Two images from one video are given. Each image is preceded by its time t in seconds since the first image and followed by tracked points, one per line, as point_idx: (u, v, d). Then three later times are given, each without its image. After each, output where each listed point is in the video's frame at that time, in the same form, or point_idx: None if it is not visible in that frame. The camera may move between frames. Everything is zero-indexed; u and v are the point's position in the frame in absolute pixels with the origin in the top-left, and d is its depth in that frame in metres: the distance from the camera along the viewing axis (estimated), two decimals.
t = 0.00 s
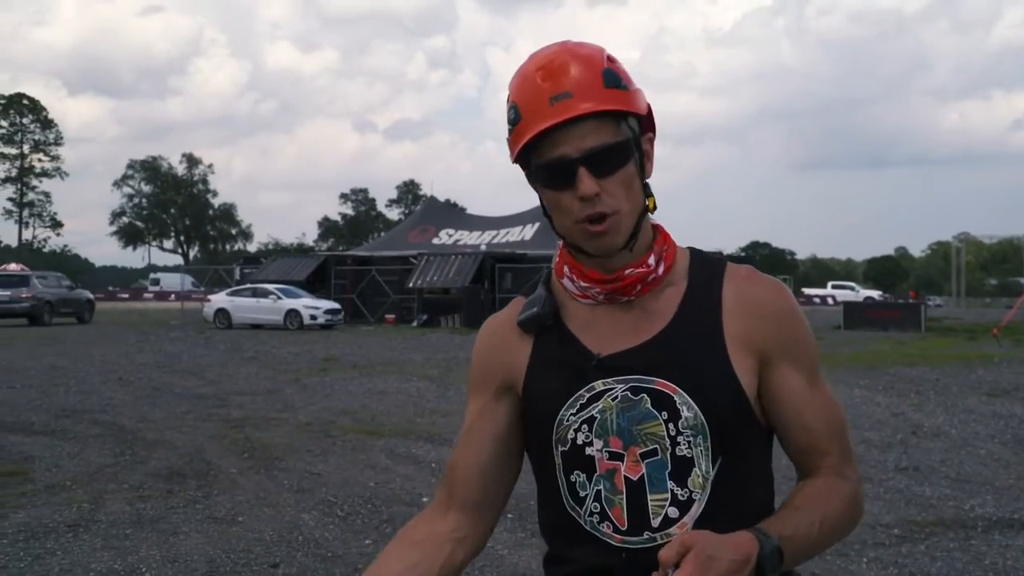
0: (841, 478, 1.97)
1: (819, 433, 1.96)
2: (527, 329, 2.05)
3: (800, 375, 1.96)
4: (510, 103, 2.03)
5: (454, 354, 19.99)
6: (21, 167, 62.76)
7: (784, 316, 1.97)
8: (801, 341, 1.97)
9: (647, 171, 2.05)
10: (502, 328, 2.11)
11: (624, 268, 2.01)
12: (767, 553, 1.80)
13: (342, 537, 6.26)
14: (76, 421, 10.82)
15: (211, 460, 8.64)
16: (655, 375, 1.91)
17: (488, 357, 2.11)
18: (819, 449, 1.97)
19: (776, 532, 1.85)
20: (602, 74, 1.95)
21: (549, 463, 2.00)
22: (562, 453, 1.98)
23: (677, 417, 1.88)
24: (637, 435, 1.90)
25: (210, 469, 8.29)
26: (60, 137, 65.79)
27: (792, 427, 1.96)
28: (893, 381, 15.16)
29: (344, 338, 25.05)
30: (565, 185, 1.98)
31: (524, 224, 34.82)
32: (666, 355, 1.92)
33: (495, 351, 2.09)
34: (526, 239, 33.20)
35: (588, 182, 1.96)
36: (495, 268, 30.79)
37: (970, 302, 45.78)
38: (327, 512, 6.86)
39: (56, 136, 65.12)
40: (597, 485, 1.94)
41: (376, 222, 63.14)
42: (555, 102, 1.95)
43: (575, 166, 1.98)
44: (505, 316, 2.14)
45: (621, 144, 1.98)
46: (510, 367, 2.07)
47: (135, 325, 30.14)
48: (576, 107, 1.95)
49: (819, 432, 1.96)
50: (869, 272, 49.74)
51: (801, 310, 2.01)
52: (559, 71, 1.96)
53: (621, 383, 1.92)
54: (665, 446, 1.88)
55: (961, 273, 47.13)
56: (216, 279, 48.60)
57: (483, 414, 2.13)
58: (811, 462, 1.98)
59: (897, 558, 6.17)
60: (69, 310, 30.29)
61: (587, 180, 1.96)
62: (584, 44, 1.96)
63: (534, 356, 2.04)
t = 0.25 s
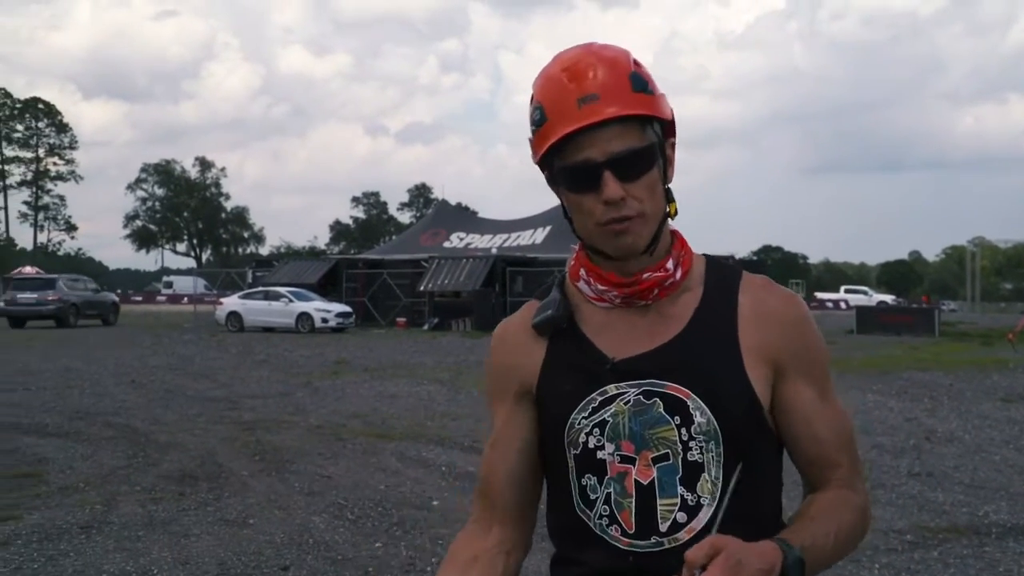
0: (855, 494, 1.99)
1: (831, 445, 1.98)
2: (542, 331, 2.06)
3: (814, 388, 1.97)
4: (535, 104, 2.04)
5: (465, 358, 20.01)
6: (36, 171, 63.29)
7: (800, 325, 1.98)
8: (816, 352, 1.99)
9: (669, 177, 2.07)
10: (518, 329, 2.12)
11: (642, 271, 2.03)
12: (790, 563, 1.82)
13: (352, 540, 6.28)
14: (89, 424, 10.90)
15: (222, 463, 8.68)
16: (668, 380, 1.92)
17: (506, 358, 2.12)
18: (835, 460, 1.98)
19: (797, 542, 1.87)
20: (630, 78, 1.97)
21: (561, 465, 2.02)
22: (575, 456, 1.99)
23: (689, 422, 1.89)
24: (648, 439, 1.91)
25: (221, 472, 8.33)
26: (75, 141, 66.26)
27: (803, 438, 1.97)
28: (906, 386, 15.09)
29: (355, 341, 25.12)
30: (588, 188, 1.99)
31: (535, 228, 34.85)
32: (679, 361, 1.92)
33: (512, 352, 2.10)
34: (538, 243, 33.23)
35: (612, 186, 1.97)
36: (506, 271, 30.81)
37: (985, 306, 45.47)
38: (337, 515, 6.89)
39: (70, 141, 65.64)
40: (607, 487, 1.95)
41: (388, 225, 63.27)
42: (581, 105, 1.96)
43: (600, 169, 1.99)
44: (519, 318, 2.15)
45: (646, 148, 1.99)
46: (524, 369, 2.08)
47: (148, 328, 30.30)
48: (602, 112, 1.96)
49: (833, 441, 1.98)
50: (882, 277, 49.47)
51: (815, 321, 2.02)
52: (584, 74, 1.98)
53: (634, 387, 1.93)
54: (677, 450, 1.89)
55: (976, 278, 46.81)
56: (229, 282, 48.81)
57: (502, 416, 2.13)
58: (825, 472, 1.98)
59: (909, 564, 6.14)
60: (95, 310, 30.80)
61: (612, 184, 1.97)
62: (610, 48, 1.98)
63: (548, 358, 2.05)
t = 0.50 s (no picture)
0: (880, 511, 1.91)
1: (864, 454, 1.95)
2: (567, 323, 2.09)
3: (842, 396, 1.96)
4: (576, 105, 2.04)
5: (477, 360, 20.01)
6: (52, 172, 63.80)
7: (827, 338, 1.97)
8: (845, 366, 1.98)
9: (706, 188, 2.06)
10: (546, 321, 2.15)
11: (668, 275, 2.03)
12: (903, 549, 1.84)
13: (363, 541, 6.30)
14: (102, 424, 10.97)
15: (235, 464, 8.72)
16: (683, 375, 1.93)
17: (530, 348, 2.14)
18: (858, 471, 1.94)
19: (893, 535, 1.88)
20: (673, 87, 1.97)
21: (573, 454, 2.03)
22: (584, 445, 2.00)
23: (701, 418, 1.89)
24: (659, 433, 1.91)
25: (234, 473, 8.37)
26: (91, 143, 66.71)
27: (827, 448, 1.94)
28: (921, 390, 14.99)
29: (368, 343, 25.19)
30: (624, 192, 1.99)
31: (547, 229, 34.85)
32: (695, 356, 1.93)
33: (539, 341, 2.12)
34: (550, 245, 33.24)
35: (649, 191, 1.97)
36: (519, 273, 30.83)
37: (1001, 310, 45.12)
38: (348, 516, 6.91)
39: (86, 142, 66.12)
40: (614, 479, 1.95)
41: (400, 227, 63.43)
42: (623, 109, 1.97)
43: (638, 174, 1.98)
44: (548, 313, 2.18)
45: (685, 156, 1.99)
46: (548, 361, 2.10)
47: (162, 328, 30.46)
48: (643, 118, 1.97)
49: (859, 452, 1.94)
50: (897, 280, 49.18)
51: (843, 332, 2.01)
52: (627, 78, 1.98)
53: (648, 380, 1.94)
54: (686, 445, 1.89)
55: (992, 281, 46.46)
56: (242, 283, 49.03)
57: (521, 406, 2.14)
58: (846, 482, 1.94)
59: (921, 569, 6.10)
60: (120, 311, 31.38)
61: (649, 189, 1.97)
62: (655, 55, 1.98)
63: (570, 351, 2.08)
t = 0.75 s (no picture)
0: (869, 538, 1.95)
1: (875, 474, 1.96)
2: (594, 318, 2.05)
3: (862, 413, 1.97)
4: (632, 91, 2.02)
5: (488, 360, 20.02)
6: (67, 173, 64.37)
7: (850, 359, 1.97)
8: (867, 383, 1.99)
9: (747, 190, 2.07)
10: (572, 315, 2.11)
11: (700, 274, 2.02)
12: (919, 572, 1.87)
13: (374, 541, 6.31)
14: (116, 424, 11.05)
15: (247, 464, 8.76)
16: (709, 375, 1.91)
17: (555, 350, 2.08)
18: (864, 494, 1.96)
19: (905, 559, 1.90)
20: (732, 86, 1.97)
21: (592, 450, 1.98)
22: (606, 440, 1.96)
23: (727, 419, 1.88)
24: (682, 432, 1.88)
25: (245, 473, 8.40)
26: (104, 145, 67.15)
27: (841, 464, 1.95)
28: (934, 390, 14.91)
29: (379, 343, 25.25)
30: (670, 183, 1.99)
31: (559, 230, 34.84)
32: (723, 357, 1.93)
33: (565, 332, 2.08)
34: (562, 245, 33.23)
35: (696, 185, 1.96)
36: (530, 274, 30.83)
37: (1016, 310, 44.82)
38: (359, 517, 6.92)
39: (100, 143, 66.65)
40: (635, 475, 1.91)
41: (412, 227, 63.54)
42: (678, 102, 1.96)
43: (686, 168, 1.98)
44: (574, 307, 2.13)
45: (734, 155, 1.99)
46: (574, 358, 2.05)
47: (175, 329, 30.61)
48: (697, 113, 1.96)
49: (869, 472, 1.95)
50: (909, 280, 48.93)
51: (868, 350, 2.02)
52: (683, 71, 1.97)
53: (675, 379, 1.92)
54: (710, 445, 1.87)
55: (1006, 281, 46.15)
56: (254, 284, 49.23)
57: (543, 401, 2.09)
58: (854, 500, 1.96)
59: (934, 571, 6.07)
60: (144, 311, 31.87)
61: (695, 183, 1.97)
62: (714, 51, 1.96)
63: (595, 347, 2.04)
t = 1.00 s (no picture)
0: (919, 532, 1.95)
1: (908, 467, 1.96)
2: (616, 313, 2.04)
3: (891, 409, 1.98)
4: (658, 99, 2.02)
5: (498, 360, 20.02)
6: (80, 173, 64.85)
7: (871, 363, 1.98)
8: (892, 383, 2.01)
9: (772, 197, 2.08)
10: (590, 311, 2.09)
11: (725, 277, 2.02)
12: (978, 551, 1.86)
13: (383, 541, 6.32)
14: (127, 422, 11.12)
15: (257, 463, 8.79)
16: (733, 376, 1.92)
17: (574, 337, 2.06)
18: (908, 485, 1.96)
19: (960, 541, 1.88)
20: (763, 97, 1.98)
21: (613, 448, 1.98)
22: (629, 437, 1.95)
23: (752, 420, 1.88)
24: (707, 431, 1.89)
25: (255, 472, 8.44)
26: (117, 145, 67.50)
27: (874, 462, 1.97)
28: (946, 391, 14.83)
29: (389, 343, 25.31)
30: (697, 194, 1.99)
31: (569, 230, 34.82)
32: (749, 360, 1.93)
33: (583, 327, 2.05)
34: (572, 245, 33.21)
35: (723, 197, 1.97)
36: (540, 273, 30.82)
37: None
38: (369, 516, 6.93)
39: (113, 143, 67.15)
40: (657, 473, 1.92)
41: (422, 227, 63.61)
42: (709, 115, 1.96)
43: (715, 180, 1.98)
44: (591, 303, 2.11)
45: (762, 165, 1.99)
46: (594, 351, 2.03)
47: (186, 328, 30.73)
48: (726, 127, 1.96)
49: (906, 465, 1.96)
50: (921, 280, 48.67)
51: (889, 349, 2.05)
52: (713, 77, 1.97)
53: (699, 378, 1.93)
54: (734, 445, 1.88)
55: (1019, 281, 45.84)
56: (265, 283, 49.42)
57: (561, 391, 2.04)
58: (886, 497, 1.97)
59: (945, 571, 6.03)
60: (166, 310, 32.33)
61: (724, 194, 1.97)
62: (744, 57, 1.97)
63: (616, 344, 2.02)
